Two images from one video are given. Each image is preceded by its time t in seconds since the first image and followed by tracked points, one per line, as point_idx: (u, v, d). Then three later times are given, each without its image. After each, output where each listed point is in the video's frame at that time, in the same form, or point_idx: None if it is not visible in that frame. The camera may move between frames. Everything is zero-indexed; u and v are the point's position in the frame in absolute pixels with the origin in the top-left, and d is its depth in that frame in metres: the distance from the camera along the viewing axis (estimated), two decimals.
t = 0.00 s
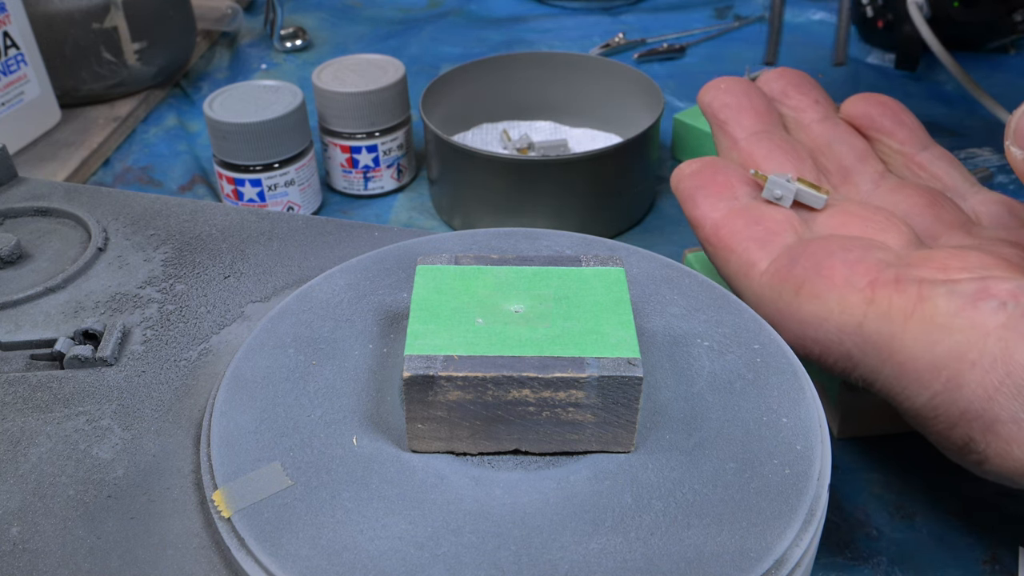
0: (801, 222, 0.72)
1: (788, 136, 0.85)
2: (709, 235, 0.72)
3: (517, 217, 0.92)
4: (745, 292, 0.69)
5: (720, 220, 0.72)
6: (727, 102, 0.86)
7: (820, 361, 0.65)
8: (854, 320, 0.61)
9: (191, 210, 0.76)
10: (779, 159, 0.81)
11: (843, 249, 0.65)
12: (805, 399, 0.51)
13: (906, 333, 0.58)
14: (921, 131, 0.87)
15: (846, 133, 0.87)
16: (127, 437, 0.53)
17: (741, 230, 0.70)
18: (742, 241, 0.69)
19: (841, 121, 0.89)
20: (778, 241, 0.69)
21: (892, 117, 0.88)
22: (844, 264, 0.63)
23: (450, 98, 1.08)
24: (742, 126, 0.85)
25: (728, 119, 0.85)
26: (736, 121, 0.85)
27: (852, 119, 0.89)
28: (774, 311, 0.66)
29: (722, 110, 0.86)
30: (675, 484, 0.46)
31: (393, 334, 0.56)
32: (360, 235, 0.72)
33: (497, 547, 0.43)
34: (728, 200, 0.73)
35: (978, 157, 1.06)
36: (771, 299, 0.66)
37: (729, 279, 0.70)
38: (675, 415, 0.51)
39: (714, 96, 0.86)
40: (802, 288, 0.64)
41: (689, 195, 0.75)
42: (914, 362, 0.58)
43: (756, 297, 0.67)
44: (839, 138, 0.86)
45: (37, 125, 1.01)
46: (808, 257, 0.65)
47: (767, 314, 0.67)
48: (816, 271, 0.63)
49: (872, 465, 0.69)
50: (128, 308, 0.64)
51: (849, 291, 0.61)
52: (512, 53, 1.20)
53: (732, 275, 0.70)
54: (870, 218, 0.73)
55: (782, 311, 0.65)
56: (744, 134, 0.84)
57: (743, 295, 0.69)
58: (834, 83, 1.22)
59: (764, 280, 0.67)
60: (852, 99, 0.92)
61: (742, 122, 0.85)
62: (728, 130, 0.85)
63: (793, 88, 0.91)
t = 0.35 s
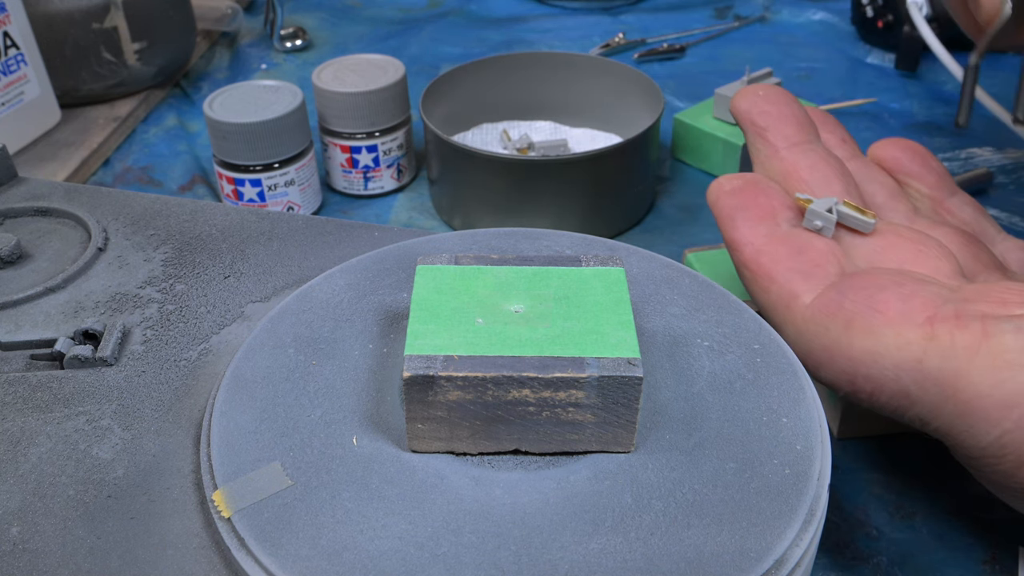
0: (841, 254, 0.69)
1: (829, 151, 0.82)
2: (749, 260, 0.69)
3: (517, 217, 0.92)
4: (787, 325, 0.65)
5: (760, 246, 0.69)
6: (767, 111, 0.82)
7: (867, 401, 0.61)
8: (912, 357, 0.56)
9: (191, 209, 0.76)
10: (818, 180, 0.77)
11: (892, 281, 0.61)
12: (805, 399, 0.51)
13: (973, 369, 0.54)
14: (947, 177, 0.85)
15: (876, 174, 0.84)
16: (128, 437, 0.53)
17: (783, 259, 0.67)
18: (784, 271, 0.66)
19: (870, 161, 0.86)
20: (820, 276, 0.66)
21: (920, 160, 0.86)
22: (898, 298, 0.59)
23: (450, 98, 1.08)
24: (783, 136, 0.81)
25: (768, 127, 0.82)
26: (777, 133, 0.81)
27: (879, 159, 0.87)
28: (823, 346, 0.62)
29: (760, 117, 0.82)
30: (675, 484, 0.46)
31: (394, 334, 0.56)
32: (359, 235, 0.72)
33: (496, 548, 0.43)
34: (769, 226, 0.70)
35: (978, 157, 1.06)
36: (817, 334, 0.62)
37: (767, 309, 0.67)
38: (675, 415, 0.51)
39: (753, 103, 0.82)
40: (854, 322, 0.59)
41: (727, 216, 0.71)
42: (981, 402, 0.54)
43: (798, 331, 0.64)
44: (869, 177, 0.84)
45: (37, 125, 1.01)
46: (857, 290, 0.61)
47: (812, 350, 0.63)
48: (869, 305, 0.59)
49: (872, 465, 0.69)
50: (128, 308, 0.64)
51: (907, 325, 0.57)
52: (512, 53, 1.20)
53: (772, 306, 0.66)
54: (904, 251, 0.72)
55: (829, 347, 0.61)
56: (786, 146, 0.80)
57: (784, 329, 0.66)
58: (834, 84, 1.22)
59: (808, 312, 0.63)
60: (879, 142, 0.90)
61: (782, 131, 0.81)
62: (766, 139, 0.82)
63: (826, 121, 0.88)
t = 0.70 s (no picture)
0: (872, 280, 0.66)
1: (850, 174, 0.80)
2: (779, 286, 0.65)
3: (517, 217, 0.92)
4: (822, 352, 0.62)
5: (791, 271, 0.65)
6: (785, 135, 0.80)
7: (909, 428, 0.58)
8: (957, 383, 0.54)
9: (191, 209, 0.76)
10: (843, 204, 0.75)
11: (931, 304, 0.58)
12: (805, 399, 0.51)
13: None
14: (965, 207, 0.83)
15: (897, 202, 0.81)
16: (128, 437, 0.53)
17: (815, 285, 0.64)
18: (818, 296, 0.63)
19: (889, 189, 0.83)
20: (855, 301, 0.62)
21: (938, 190, 0.83)
22: (939, 322, 0.56)
23: (450, 98, 1.08)
24: (805, 160, 0.79)
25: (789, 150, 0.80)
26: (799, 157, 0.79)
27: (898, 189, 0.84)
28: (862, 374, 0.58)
29: (780, 141, 0.80)
30: (675, 484, 0.46)
31: (393, 334, 0.56)
32: (359, 235, 0.72)
33: (496, 548, 0.43)
34: (798, 251, 0.67)
35: (978, 157, 1.06)
36: (856, 361, 0.59)
37: (799, 334, 0.64)
38: (675, 415, 0.51)
39: (771, 127, 0.81)
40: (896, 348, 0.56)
41: (754, 241, 0.68)
42: None
43: (836, 357, 0.60)
44: (889, 205, 0.81)
45: (37, 125, 1.01)
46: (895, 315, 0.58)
47: (850, 376, 0.59)
48: (910, 330, 0.56)
49: (872, 465, 0.69)
50: (128, 308, 0.64)
51: (951, 350, 0.54)
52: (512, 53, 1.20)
53: (804, 333, 0.63)
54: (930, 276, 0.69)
55: (868, 374, 0.58)
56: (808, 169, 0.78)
57: (818, 355, 0.62)
58: (834, 84, 1.22)
59: (845, 339, 0.60)
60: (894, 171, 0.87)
61: (804, 154, 0.79)
62: (786, 163, 0.80)
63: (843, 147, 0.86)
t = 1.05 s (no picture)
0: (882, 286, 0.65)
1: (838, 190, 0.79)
2: (790, 298, 0.64)
3: (517, 216, 0.92)
4: (845, 361, 0.59)
5: (799, 283, 0.64)
6: (771, 154, 0.79)
7: (944, 436, 0.56)
8: (997, 382, 0.51)
9: (191, 210, 0.76)
10: (839, 219, 0.74)
11: (956, 305, 0.56)
12: (805, 399, 0.51)
13: None
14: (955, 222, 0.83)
15: (889, 216, 0.80)
16: (128, 437, 0.53)
17: (827, 294, 0.63)
18: (832, 305, 0.61)
19: (881, 203, 0.83)
20: (873, 307, 0.61)
21: (925, 206, 0.83)
22: (970, 322, 0.54)
23: (450, 98, 1.08)
24: (793, 177, 0.78)
25: (773, 169, 0.78)
26: (784, 174, 0.78)
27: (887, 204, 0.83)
28: (891, 381, 0.56)
29: (765, 161, 0.79)
30: (675, 484, 0.46)
31: (393, 334, 0.56)
32: (360, 235, 0.72)
33: (497, 548, 0.43)
34: (803, 262, 0.66)
35: (978, 157, 1.06)
36: (884, 368, 0.56)
37: (816, 346, 0.62)
38: (675, 415, 0.51)
39: (755, 147, 0.79)
40: (927, 350, 0.54)
41: (758, 254, 0.67)
42: None
43: (862, 365, 0.58)
44: (882, 219, 0.79)
45: (37, 125, 1.01)
46: (921, 317, 0.56)
47: (878, 384, 0.57)
48: (940, 332, 0.54)
49: (872, 465, 0.69)
50: (128, 308, 0.64)
51: (986, 350, 0.52)
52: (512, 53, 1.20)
53: (822, 343, 0.61)
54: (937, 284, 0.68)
55: (898, 381, 0.56)
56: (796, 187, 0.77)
57: (839, 365, 0.60)
58: (834, 84, 1.22)
59: (869, 346, 0.58)
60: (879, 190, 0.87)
61: (790, 171, 0.78)
62: (775, 182, 0.78)
63: (828, 163, 0.84)
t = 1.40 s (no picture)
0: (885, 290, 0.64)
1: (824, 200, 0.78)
2: (797, 305, 0.64)
3: (517, 217, 0.92)
4: (860, 365, 0.59)
5: (804, 288, 0.64)
6: (757, 167, 0.78)
7: (961, 437, 0.56)
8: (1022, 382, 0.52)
9: (191, 210, 0.76)
10: (833, 228, 0.73)
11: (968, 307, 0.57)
12: (805, 399, 0.51)
13: None
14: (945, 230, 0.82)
15: (880, 221, 0.80)
16: (127, 437, 0.53)
17: (834, 298, 0.63)
18: (841, 308, 0.62)
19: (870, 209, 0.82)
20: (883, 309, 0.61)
21: (915, 213, 0.82)
22: (989, 323, 0.55)
23: (450, 98, 1.08)
24: (782, 189, 0.77)
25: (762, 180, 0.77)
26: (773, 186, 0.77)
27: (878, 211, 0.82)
28: (909, 383, 0.56)
29: (752, 174, 0.78)
30: (675, 484, 0.46)
31: (394, 334, 0.56)
32: (360, 236, 0.72)
33: (497, 548, 0.43)
34: (805, 268, 0.66)
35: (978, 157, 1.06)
36: (902, 370, 0.57)
37: (829, 352, 0.61)
38: (676, 415, 0.51)
39: (740, 161, 0.78)
40: (948, 352, 0.55)
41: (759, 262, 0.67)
42: None
43: (877, 368, 0.58)
44: (874, 225, 0.79)
45: (37, 125, 1.01)
46: (939, 319, 0.57)
47: (895, 387, 0.57)
48: (958, 334, 0.55)
49: (872, 465, 0.69)
50: (128, 308, 0.64)
51: (1009, 351, 0.53)
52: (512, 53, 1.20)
53: (834, 347, 0.61)
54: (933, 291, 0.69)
55: (917, 383, 0.56)
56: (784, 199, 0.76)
57: (854, 368, 0.60)
58: (834, 84, 1.22)
59: (886, 349, 0.58)
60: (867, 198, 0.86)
61: (779, 183, 0.77)
62: (764, 195, 0.77)
63: (813, 172, 0.84)
